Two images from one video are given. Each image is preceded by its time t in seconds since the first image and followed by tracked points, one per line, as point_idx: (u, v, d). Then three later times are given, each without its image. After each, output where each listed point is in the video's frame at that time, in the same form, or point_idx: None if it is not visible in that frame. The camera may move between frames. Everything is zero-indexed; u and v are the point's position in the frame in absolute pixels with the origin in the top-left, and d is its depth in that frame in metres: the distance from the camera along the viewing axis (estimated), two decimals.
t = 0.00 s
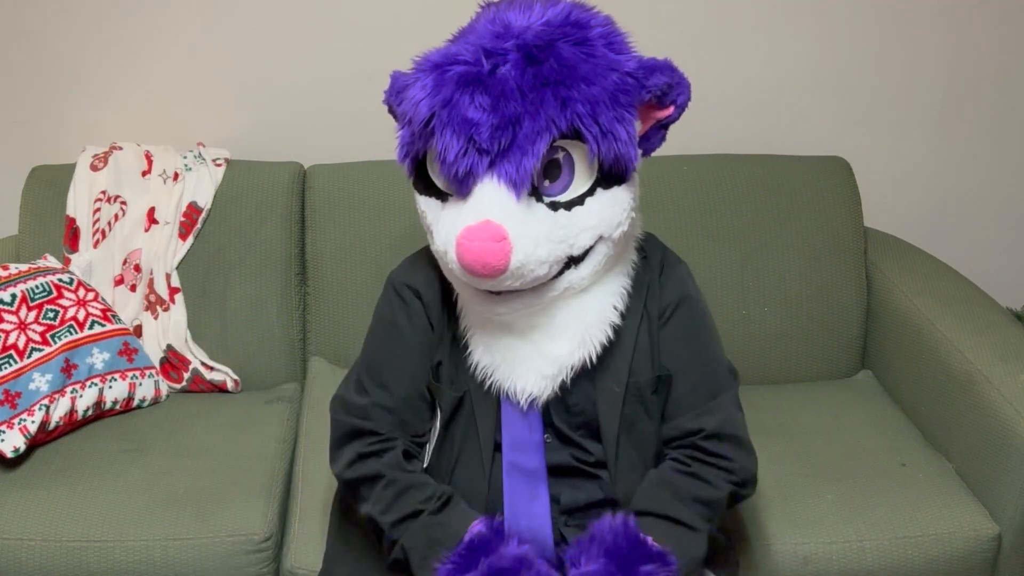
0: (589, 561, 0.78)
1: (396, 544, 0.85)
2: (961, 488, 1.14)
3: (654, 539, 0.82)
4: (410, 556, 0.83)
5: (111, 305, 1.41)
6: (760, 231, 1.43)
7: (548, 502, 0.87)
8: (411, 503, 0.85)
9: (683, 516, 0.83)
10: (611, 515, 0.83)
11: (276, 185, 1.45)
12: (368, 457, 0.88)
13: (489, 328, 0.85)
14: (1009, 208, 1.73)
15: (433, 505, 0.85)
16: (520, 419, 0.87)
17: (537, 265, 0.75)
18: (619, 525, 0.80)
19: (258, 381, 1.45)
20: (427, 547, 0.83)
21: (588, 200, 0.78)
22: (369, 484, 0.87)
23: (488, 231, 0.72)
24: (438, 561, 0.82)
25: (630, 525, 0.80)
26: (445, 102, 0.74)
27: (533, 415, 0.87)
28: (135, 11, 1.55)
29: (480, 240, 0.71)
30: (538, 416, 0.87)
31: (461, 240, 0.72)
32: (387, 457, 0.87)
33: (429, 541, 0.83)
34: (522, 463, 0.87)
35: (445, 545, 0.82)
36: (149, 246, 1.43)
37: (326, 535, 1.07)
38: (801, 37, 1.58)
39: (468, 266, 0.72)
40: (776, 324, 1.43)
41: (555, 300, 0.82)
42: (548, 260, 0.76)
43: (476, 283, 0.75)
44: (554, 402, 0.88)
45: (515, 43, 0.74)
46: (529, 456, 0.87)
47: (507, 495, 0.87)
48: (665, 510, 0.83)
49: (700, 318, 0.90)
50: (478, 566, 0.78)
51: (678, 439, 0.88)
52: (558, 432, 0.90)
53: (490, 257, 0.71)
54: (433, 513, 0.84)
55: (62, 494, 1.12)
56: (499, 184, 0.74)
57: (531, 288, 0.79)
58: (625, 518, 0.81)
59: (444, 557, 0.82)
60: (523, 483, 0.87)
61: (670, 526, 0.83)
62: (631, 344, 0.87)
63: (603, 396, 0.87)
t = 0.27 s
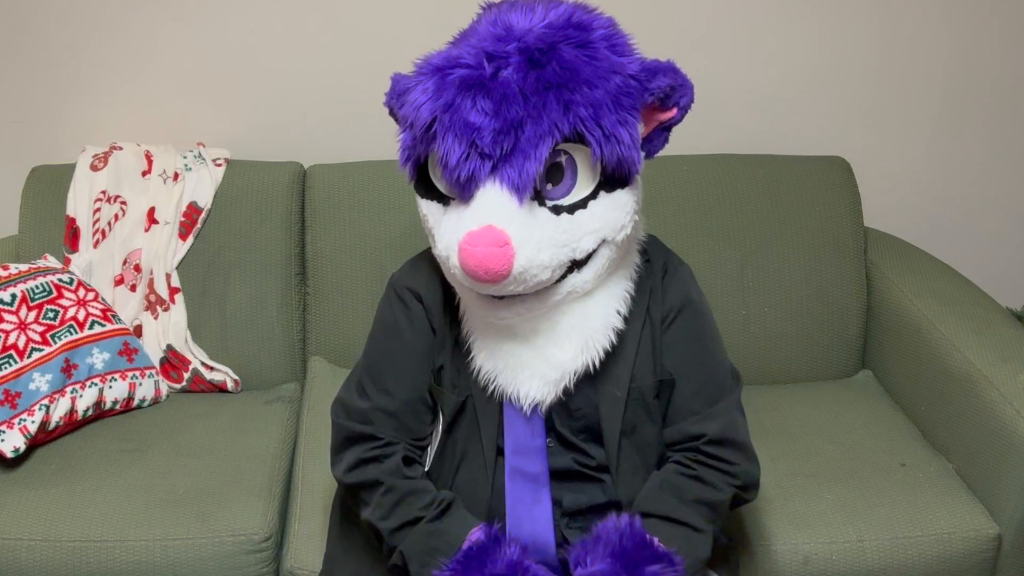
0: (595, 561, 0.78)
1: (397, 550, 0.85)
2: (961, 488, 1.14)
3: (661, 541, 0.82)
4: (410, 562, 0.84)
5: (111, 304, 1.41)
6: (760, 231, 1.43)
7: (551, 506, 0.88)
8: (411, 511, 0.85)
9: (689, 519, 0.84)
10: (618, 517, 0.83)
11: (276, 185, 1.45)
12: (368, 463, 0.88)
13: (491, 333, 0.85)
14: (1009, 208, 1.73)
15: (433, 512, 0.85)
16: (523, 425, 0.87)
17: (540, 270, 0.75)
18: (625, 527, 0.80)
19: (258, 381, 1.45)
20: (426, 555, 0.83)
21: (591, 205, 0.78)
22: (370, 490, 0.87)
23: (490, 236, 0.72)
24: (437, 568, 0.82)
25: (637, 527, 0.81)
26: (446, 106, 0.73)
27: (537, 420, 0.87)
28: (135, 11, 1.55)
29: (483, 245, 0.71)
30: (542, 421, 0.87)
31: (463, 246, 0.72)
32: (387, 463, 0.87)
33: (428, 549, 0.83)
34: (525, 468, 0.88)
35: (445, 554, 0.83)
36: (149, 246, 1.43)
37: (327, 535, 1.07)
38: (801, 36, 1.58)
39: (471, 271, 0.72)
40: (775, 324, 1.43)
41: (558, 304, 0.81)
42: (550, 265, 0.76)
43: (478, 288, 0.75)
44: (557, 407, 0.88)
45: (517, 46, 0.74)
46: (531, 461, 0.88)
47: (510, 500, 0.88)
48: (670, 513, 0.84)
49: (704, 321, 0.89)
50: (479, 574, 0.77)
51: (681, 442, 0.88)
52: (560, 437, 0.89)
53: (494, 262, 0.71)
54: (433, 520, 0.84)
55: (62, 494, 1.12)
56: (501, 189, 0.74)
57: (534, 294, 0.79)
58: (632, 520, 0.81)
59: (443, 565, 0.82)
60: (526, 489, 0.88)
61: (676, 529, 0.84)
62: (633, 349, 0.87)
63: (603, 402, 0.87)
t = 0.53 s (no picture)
0: (596, 560, 0.78)
1: (397, 549, 0.85)
2: (961, 488, 1.14)
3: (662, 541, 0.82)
4: (410, 562, 0.84)
5: (111, 305, 1.41)
6: (760, 231, 1.43)
7: (551, 505, 0.88)
8: (411, 510, 0.85)
9: (690, 519, 0.84)
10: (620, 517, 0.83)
11: (276, 185, 1.45)
12: (368, 463, 0.88)
13: (495, 332, 0.85)
14: (1009, 208, 1.73)
15: (433, 511, 0.85)
16: (523, 424, 0.87)
17: (547, 271, 0.75)
18: (626, 526, 0.81)
19: (258, 381, 1.45)
20: (425, 554, 0.83)
21: (597, 205, 0.78)
22: (370, 489, 0.88)
23: (499, 236, 0.72)
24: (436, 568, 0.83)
25: (638, 527, 0.81)
26: (454, 106, 0.73)
27: (538, 420, 0.87)
28: (134, 11, 1.55)
29: (491, 246, 0.71)
30: (543, 420, 0.87)
31: (471, 245, 0.72)
32: (387, 462, 0.87)
33: (427, 548, 0.83)
34: (526, 466, 0.88)
35: (444, 553, 0.83)
36: (150, 246, 1.43)
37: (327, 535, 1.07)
38: (801, 36, 1.58)
39: (479, 272, 0.72)
40: (775, 324, 1.43)
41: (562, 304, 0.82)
42: (557, 265, 0.76)
43: (485, 288, 0.75)
44: (558, 406, 0.87)
45: (525, 47, 0.74)
46: (532, 460, 0.88)
47: (510, 498, 0.88)
48: (671, 513, 0.84)
49: (705, 321, 0.89)
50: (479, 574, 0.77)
51: (682, 442, 0.88)
52: (561, 437, 0.89)
53: (503, 263, 0.71)
54: (432, 519, 0.84)
55: (62, 494, 1.12)
56: (509, 190, 0.74)
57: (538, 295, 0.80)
58: (633, 520, 0.81)
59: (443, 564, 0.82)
60: (527, 488, 0.88)
61: (677, 529, 0.84)
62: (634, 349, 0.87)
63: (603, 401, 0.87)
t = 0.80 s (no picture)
0: (597, 561, 0.78)
1: (396, 548, 0.85)
2: (961, 488, 1.14)
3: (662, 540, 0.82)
4: (409, 561, 0.84)
5: (111, 305, 1.41)
6: (760, 231, 1.43)
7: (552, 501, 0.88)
8: (410, 509, 0.85)
9: (690, 518, 0.84)
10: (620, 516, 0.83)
11: (276, 185, 1.45)
12: (368, 461, 0.88)
13: (492, 328, 0.85)
14: (1009, 208, 1.73)
15: (431, 510, 0.85)
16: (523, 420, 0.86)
17: (543, 267, 0.75)
18: (628, 526, 0.80)
19: (258, 381, 1.45)
20: (424, 553, 0.83)
21: (596, 202, 0.78)
22: (370, 487, 0.88)
23: (495, 230, 0.72)
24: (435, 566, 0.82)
25: (639, 527, 0.80)
26: (454, 100, 0.73)
27: (537, 415, 0.86)
28: (134, 11, 1.55)
29: (487, 240, 0.72)
30: (543, 416, 0.87)
31: (467, 241, 0.73)
32: (387, 461, 0.87)
33: (426, 547, 0.83)
34: (526, 462, 0.87)
35: (443, 552, 0.83)
36: (150, 246, 1.43)
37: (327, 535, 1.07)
38: (801, 36, 1.58)
39: (475, 265, 0.72)
40: (775, 325, 1.43)
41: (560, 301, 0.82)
42: (554, 261, 0.76)
43: (481, 284, 0.76)
44: (557, 402, 0.88)
45: (526, 42, 0.74)
46: (532, 456, 0.87)
47: (511, 494, 0.88)
48: (671, 512, 0.84)
49: (707, 319, 0.90)
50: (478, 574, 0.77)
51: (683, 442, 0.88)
52: (562, 433, 0.89)
53: (499, 257, 0.71)
54: (431, 518, 0.84)
55: (62, 494, 1.12)
56: (509, 184, 0.74)
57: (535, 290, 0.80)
58: (634, 520, 0.81)
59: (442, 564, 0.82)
60: (527, 484, 0.87)
61: (677, 528, 0.84)
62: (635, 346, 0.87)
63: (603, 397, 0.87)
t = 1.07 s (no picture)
0: (597, 563, 0.78)
1: (397, 551, 0.85)
2: (961, 488, 1.14)
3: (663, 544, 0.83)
4: (409, 563, 0.84)
5: (111, 305, 1.41)
6: (760, 231, 1.43)
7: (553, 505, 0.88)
8: (411, 512, 0.85)
9: (692, 521, 0.84)
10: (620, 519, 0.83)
11: (276, 185, 1.45)
12: (369, 464, 0.88)
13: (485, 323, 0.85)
14: (1010, 208, 1.73)
15: (431, 513, 0.85)
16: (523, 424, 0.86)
17: (532, 250, 0.75)
18: (627, 528, 0.81)
19: (258, 381, 1.45)
20: (424, 555, 0.83)
21: (590, 191, 0.77)
22: (371, 490, 0.88)
23: (483, 210, 0.72)
24: (434, 568, 0.83)
25: (639, 529, 0.81)
26: (446, 82, 0.74)
27: (538, 419, 0.86)
28: (135, 11, 1.55)
29: (475, 219, 0.72)
30: (541, 420, 0.86)
31: (456, 220, 0.73)
32: (387, 464, 0.87)
33: (426, 550, 0.83)
34: (526, 466, 0.87)
35: (443, 555, 0.83)
36: (149, 246, 1.43)
37: (327, 536, 1.07)
38: (801, 36, 1.58)
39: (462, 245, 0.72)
40: (776, 325, 1.43)
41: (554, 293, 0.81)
42: (543, 246, 0.75)
43: (468, 266, 0.75)
44: (557, 406, 0.87)
45: (520, 29, 0.74)
46: (533, 460, 0.87)
47: (511, 498, 0.88)
48: (672, 515, 0.84)
49: (708, 321, 0.90)
50: None
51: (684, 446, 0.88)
52: (562, 438, 0.89)
53: (484, 237, 0.71)
54: (431, 521, 0.84)
55: (62, 494, 1.12)
56: (498, 166, 0.74)
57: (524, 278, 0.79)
58: (634, 522, 0.81)
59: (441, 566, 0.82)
60: (527, 489, 0.87)
61: (678, 532, 0.84)
62: (632, 352, 0.87)
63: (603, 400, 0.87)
